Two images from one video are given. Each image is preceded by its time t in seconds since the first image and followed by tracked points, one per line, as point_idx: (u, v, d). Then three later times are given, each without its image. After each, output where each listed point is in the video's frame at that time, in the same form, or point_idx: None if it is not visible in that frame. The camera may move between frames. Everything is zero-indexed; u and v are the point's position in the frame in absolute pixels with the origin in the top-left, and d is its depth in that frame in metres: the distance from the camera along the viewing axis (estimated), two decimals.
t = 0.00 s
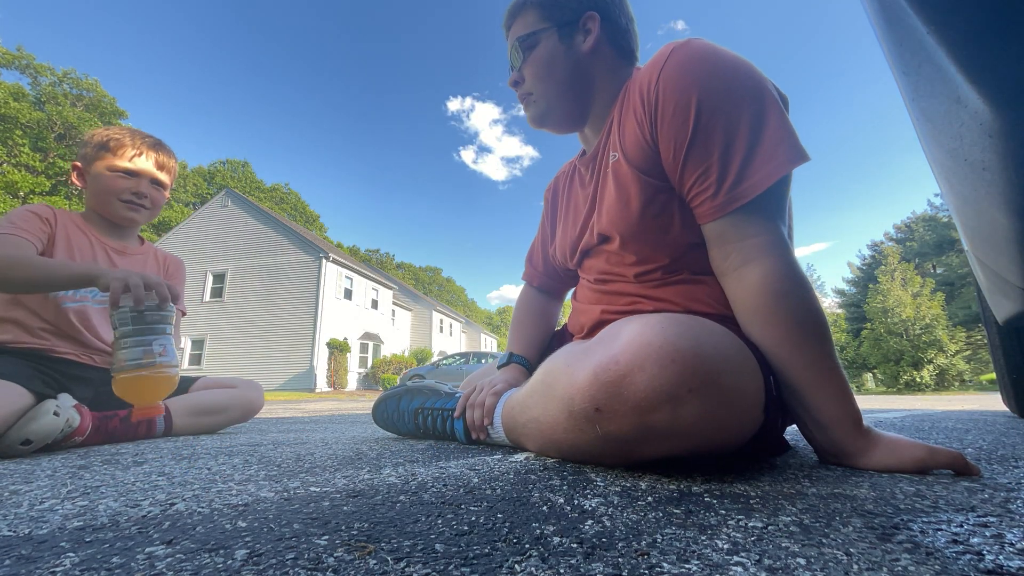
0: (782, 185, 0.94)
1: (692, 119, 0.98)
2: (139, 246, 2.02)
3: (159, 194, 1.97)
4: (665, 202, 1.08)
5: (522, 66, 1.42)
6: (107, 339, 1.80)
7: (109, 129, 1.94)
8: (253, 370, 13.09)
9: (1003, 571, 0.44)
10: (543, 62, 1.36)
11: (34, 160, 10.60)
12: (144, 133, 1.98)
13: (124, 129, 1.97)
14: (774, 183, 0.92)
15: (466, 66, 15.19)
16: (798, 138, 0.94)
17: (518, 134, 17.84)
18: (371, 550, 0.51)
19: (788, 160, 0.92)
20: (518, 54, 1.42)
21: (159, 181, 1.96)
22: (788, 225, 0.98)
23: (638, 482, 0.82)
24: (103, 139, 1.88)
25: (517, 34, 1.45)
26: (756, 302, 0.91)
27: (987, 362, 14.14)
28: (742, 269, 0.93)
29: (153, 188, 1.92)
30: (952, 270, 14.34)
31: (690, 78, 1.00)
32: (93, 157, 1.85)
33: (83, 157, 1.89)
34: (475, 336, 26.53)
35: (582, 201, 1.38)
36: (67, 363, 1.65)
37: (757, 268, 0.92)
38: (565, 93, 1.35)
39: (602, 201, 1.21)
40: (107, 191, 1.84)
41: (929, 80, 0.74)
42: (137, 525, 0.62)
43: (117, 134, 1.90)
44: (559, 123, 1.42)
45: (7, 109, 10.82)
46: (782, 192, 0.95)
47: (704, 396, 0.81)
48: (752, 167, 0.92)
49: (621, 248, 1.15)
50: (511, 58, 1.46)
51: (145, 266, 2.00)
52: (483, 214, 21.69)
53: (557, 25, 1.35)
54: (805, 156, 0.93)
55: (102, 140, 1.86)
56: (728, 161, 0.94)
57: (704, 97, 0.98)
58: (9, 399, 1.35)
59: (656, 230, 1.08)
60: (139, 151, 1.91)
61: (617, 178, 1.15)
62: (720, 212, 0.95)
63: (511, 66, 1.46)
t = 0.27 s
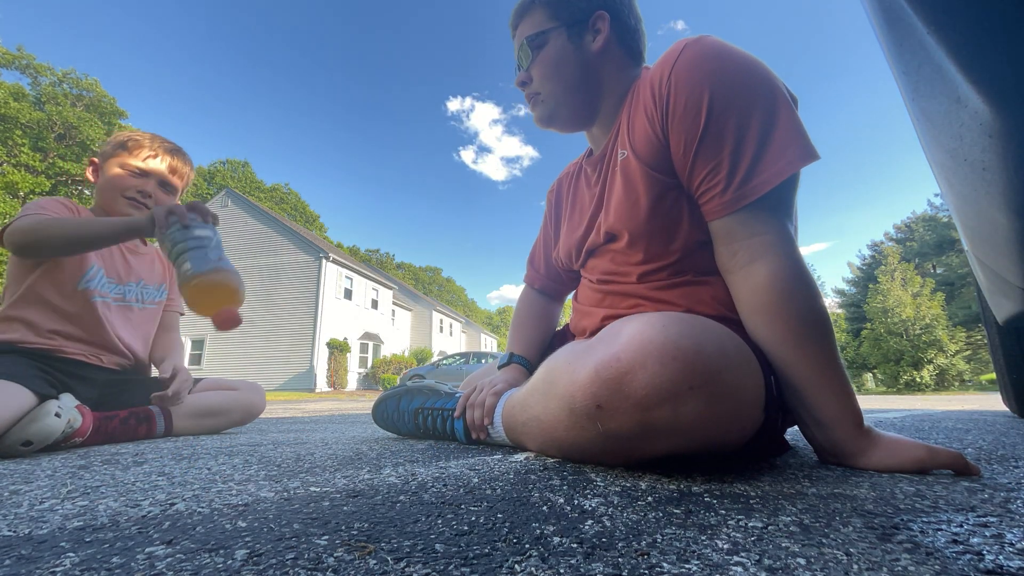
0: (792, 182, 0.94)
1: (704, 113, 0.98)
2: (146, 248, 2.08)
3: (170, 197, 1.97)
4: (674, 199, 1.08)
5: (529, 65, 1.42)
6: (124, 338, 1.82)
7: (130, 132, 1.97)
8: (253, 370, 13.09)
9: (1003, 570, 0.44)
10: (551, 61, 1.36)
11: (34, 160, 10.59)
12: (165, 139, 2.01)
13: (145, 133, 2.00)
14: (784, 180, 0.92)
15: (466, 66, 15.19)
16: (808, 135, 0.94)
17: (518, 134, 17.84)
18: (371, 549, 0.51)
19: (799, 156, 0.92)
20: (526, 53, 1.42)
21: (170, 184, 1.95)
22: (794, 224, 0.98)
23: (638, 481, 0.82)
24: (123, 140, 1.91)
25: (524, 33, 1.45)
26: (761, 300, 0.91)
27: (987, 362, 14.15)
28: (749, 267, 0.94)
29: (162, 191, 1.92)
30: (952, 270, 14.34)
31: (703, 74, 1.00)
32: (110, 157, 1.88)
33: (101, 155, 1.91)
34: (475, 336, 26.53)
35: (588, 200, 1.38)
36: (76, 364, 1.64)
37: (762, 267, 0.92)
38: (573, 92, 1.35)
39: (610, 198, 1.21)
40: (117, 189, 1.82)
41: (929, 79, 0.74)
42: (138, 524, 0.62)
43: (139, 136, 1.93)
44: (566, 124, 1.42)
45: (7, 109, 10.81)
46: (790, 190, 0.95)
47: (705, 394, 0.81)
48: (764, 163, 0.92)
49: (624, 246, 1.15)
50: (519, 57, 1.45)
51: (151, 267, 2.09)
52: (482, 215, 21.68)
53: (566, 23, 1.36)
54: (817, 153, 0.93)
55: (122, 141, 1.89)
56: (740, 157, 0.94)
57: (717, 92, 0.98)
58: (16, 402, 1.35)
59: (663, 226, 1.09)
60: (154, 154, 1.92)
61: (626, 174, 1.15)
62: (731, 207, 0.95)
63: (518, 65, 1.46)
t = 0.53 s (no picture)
0: (795, 180, 0.94)
1: (708, 112, 0.98)
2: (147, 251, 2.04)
3: (171, 203, 1.96)
4: (677, 198, 1.08)
5: (534, 63, 1.41)
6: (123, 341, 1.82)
7: (140, 135, 1.96)
8: (253, 370, 13.09)
9: (1003, 571, 0.44)
10: (557, 59, 1.35)
11: (34, 160, 10.61)
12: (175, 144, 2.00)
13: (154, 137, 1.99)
14: (788, 178, 0.92)
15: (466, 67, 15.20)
16: (812, 135, 0.94)
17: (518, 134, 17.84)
18: (371, 549, 0.51)
19: (804, 155, 0.92)
20: (530, 52, 1.42)
21: (174, 190, 1.95)
22: (795, 223, 0.98)
23: (638, 482, 0.82)
24: (130, 144, 1.89)
25: (529, 30, 1.44)
26: (762, 299, 0.91)
27: (987, 362, 14.15)
28: (750, 266, 0.94)
29: (165, 196, 1.92)
30: (952, 271, 14.35)
31: (707, 71, 1.00)
32: (117, 159, 1.87)
33: (109, 156, 1.90)
34: (475, 336, 26.53)
35: (590, 199, 1.38)
36: (76, 364, 1.64)
37: (764, 266, 0.92)
38: (579, 91, 1.35)
39: (612, 197, 1.21)
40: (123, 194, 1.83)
41: (929, 79, 0.74)
42: (138, 524, 0.62)
43: (146, 140, 1.92)
44: (570, 123, 1.42)
45: (7, 109, 10.82)
46: (793, 188, 0.95)
47: (706, 394, 0.81)
48: (768, 161, 0.92)
49: (626, 245, 1.15)
50: (523, 55, 1.45)
51: (154, 271, 2.05)
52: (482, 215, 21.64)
53: (571, 23, 1.36)
54: (820, 153, 0.93)
55: (129, 144, 1.88)
56: (744, 156, 0.94)
57: (722, 90, 0.98)
58: (18, 402, 1.35)
59: (665, 225, 1.09)
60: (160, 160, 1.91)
61: (629, 173, 1.15)
62: (732, 207, 0.96)
63: (523, 63, 1.46)
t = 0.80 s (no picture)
0: (798, 179, 0.94)
1: (709, 112, 0.98)
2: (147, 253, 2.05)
3: (170, 211, 1.94)
4: (677, 198, 1.08)
5: (535, 64, 1.41)
6: (120, 344, 1.80)
7: (145, 137, 1.92)
8: (253, 370, 13.09)
9: (1004, 571, 0.44)
10: (558, 61, 1.35)
11: (34, 160, 10.60)
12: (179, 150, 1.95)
13: (159, 139, 1.95)
14: (789, 178, 0.93)
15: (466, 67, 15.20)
16: (813, 135, 0.94)
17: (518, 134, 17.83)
18: (371, 549, 0.51)
19: (804, 153, 0.92)
20: (532, 52, 1.42)
21: (174, 199, 1.92)
22: (796, 222, 0.98)
23: (638, 482, 0.82)
24: (132, 147, 1.86)
25: (529, 32, 1.44)
26: (762, 298, 0.91)
27: (987, 362, 14.15)
28: (751, 265, 0.93)
29: (164, 206, 1.89)
30: (952, 271, 14.35)
31: (709, 71, 1.00)
32: (118, 163, 1.85)
33: (111, 158, 1.89)
34: (475, 336, 26.54)
35: (591, 199, 1.38)
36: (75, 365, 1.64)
37: (764, 265, 0.92)
38: (579, 92, 1.35)
39: (613, 197, 1.21)
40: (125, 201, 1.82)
41: (929, 79, 0.74)
42: (137, 524, 0.62)
43: (149, 145, 1.88)
44: (571, 125, 1.43)
45: (7, 109, 10.81)
46: (793, 187, 0.94)
47: (706, 394, 0.81)
48: (767, 161, 0.93)
49: (626, 246, 1.15)
50: (524, 56, 1.45)
51: (152, 274, 2.05)
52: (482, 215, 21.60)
53: (574, 24, 1.36)
54: (821, 153, 0.93)
55: (130, 149, 1.84)
56: (745, 156, 0.94)
57: (723, 89, 0.98)
58: (19, 401, 1.35)
59: (666, 225, 1.08)
60: (163, 167, 1.87)
61: (630, 173, 1.15)
62: (733, 206, 0.95)
63: (524, 65, 1.46)
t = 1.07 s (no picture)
0: (797, 179, 0.94)
1: (708, 113, 0.98)
2: (145, 253, 2.05)
3: (171, 211, 1.94)
4: (677, 198, 1.08)
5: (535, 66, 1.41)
6: (118, 345, 1.79)
7: (146, 135, 1.91)
8: (253, 370, 13.08)
9: (1004, 571, 0.44)
10: (558, 63, 1.35)
11: (34, 160, 10.59)
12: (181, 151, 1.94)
13: (159, 138, 1.93)
14: (788, 179, 0.93)
15: (466, 67, 15.20)
16: (812, 135, 0.94)
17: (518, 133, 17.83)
18: (371, 549, 0.51)
19: (803, 154, 0.92)
20: (532, 54, 1.41)
21: (175, 200, 1.93)
22: (796, 222, 0.98)
23: (638, 482, 0.82)
24: (132, 147, 1.84)
25: (528, 35, 1.44)
26: (762, 298, 0.91)
27: (987, 362, 14.15)
28: (751, 266, 0.93)
29: (166, 207, 1.90)
30: (952, 271, 14.35)
31: (708, 71, 1.00)
32: (118, 163, 1.83)
33: (110, 158, 1.87)
34: (475, 336, 26.53)
35: (590, 199, 1.38)
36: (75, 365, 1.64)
37: (764, 266, 0.92)
38: (578, 93, 1.35)
39: (613, 197, 1.21)
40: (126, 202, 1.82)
41: (929, 79, 0.74)
42: (138, 525, 0.62)
43: (149, 145, 1.86)
44: (571, 127, 1.43)
45: (7, 109, 10.81)
46: (792, 187, 0.95)
47: (706, 394, 0.81)
48: (766, 162, 0.93)
49: (625, 246, 1.16)
50: (523, 58, 1.45)
51: (151, 274, 2.05)
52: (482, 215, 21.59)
53: (573, 26, 1.36)
54: (821, 153, 0.93)
55: (130, 149, 1.82)
56: (745, 155, 0.94)
57: (722, 90, 0.98)
58: (19, 400, 1.35)
59: (665, 225, 1.08)
60: (164, 168, 1.87)
61: (630, 173, 1.15)
62: (732, 207, 0.96)
63: (524, 66, 1.46)
